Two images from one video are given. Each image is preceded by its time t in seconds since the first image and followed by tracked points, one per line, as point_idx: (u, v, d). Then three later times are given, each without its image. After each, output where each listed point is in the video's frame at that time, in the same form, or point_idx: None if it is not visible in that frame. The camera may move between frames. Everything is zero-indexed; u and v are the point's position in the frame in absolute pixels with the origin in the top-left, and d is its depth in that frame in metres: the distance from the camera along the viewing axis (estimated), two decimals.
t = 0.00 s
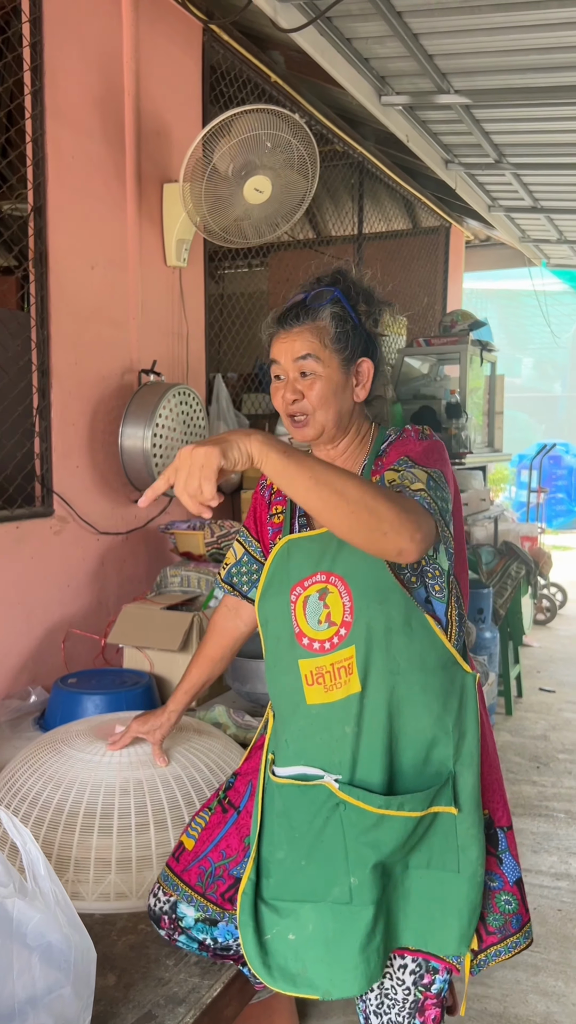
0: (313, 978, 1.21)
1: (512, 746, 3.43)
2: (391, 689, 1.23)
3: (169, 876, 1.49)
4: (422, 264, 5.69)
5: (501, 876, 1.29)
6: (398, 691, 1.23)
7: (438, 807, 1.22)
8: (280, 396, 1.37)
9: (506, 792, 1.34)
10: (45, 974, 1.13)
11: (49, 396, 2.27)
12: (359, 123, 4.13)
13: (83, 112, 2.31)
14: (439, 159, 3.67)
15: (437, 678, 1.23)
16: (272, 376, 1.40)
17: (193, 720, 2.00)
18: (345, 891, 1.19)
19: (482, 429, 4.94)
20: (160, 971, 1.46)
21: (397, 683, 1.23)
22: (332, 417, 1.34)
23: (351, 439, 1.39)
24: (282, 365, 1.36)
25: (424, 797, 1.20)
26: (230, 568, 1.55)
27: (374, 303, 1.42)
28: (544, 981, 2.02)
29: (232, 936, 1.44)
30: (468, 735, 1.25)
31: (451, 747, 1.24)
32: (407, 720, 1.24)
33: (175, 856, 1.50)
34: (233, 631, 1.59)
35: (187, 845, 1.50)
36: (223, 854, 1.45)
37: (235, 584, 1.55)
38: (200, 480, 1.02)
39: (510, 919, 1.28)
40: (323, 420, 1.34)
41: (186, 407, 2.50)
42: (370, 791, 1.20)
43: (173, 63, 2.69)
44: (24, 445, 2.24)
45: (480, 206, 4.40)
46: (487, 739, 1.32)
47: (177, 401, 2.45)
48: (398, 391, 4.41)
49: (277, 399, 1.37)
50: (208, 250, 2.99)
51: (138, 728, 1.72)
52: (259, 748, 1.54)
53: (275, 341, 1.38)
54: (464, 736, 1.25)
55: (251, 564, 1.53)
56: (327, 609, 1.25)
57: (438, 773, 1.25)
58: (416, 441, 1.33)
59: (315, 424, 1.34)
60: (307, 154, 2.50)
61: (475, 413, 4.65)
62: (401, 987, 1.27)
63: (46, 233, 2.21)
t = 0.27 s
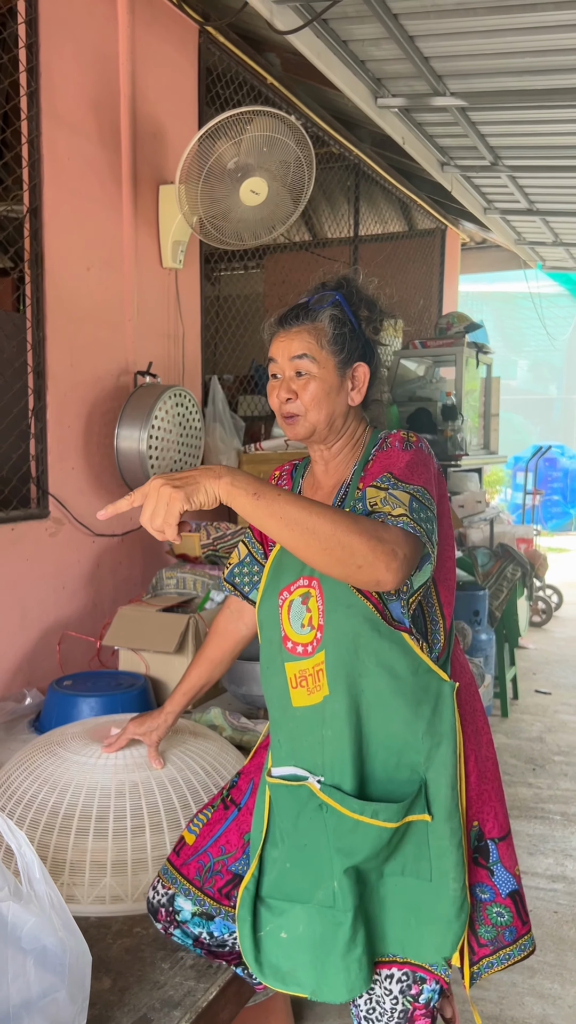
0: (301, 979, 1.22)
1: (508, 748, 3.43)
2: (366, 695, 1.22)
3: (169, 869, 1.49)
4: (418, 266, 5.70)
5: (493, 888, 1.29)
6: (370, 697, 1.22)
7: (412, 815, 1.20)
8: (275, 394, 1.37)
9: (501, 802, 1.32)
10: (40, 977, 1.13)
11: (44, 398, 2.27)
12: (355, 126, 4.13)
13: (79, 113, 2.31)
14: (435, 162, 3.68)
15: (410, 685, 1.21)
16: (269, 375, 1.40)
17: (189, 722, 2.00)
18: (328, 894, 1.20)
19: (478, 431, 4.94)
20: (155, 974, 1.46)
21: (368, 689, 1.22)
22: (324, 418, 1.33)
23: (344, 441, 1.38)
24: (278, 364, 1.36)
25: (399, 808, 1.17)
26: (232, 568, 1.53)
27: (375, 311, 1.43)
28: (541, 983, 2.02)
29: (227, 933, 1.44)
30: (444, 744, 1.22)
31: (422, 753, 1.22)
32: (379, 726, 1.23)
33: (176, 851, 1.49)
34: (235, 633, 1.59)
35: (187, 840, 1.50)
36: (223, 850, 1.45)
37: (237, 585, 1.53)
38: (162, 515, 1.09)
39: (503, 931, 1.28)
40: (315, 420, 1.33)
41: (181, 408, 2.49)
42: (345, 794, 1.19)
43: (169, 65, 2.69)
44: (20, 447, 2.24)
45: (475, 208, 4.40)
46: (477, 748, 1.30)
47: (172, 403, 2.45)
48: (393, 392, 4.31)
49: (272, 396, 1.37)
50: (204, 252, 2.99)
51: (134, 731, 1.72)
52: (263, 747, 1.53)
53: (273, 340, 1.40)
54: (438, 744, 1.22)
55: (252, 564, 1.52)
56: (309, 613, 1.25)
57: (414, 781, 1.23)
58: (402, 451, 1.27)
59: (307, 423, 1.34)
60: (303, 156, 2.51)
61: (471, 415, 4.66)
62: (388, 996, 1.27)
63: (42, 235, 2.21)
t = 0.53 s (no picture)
0: (303, 980, 1.21)
1: (505, 749, 3.43)
2: (371, 695, 1.22)
3: (166, 875, 1.48)
4: (415, 267, 5.70)
5: (497, 886, 1.28)
6: (378, 696, 1.22)
7: (419, 814, 1.21)
8: (273, 395, 1.36)
9: (502, 801, 1.33)
10: (38, 980, 1.12)
11: (42, 399, 2.26)
12: (353, 127, 4.13)
13: (77, 114, 2.31)
14: (433, 162, 3.68)
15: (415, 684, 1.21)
16: (267, 376, 1.40)
17: (187, 723, 2.00)
18: (332, 894, 1.19)
19: (475, 432, 4.94)
20: (154, 976, 1.45)
21: (375, 688, 1.22)
22: (323, 417, 1.33)
23: (343, 441, 1.38)
24: (277, 364, 1.36)
25: (406, 806, 1.18)
26: (227, 569, 1.52)
27: (373, 311, 1.44)
28: (539, 985, 2.02)
29: (227, 938, 1.43)
30: (450, 743, 1.23)
31: (429, 753, 1.23)
32: (386, 725, 1.23)
33: (173, 856, 1.48)
34: (232, 633, 1.59)
35: (185, 845, 1.48)
36: (221, 854, 1.45)
37: (233, 585, 1.53)
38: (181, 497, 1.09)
39: (510, 930, 1.27)
40: (315, 419, 1.33)
41: (179, 409, 2.49)
42: (351, 794, 1.19)
43: (167, 66, 2.69)
44: (17, 448, 2.24)
45: (473, 209, 4.41)
46: (477, 747, 1.31)
47: (169, 404, 2.45)
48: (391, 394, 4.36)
49: (270, 398, 1.37)
50: (202, 252, 2.98)
51: (131, 733, 1.71)
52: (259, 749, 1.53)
53: (271, 341, 1.39)
54: (445, 743, 1.23)
55: (248, 565, 1.51)
56: (312, 614, 1.25)
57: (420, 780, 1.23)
58: (407, 451, 1.27)
59: (307, 423, 1.33)
60: (301, 158, 2.52)
61: (468, 416, 4.66)
62: (387, 993, 1.28)
63: (39, 235, 2.21)
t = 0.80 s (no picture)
0: (309, 975, 1.22)
1: (504, 750, 3.43)
2: (376, 694, 1.22)
3: (164, 876, 1.47)
4: (414, 267, 5.70)
5: (492, 877, 1.29)
6: (384, 695, 1.22)
7: (425, 812, 1.21)
8: (274, 399, 1.36)
9: (498, 793, 1.33)
10: (36, 981, 1.12)
11: (41, 399, 2.26)
12: (352, 127, 4.13)
13: (75, 114, 2.31)
14: (432, 163, 3.68)
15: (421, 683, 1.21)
16: (265, 377, 1.39)
17: (185, 723, 2.00)
18: (338, 892, 1.20)
19: (474, 433, 4.94)
20: (152, 977, 1.45)
21: (382, 687, 1.22)
22: (325, 420, 1.33)
23: (343, 442, 1.38)
24: (277, 367, 1.35)
25: (413, 804, 1.18)
26: (221, 568, 1.51)
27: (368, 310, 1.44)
28: (537, 985, 2.02)
29: (227, 937, 1.42)
30: (455, 740, 1.23)
31: (435, 751, 1.23)
32: (391, 724, 1.23)
33: (171, 857, 1.48)
34: (227, 633, 1.59)
35: (182, 847, 1.48)
36: (220, 855, 1.44)
37: (227, 584, 1.52)
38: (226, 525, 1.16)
39: (502, 918, 1.28)
40: (317, 423, 1.33)
41: (178, 409, 2.49)
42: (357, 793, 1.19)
43: (166, 66, 2.69)
44: (16, 448, 2.24)
45: (472, 209, 4.41)
46: (476, 744, 1.31)
47: (169, 405, 2.45)
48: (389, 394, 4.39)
49: (271, 400, 1.36)
50: (200, 252, 2.98)
51: (129, 733, 1.70)
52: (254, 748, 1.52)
53: (268, 344, 1.38)
54: (450, 740, 1.23)
55: (242, 564, 1.50)
56: (315, 613, 1.25)
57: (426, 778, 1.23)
58: (416, 451, 1.30)
59: (308, 426, 1.33)
60: (300, 159, 2.53)
61: (467, 416, 4.66)
62: (392, 986, 1.28)
63: (38, 235, 2.21)
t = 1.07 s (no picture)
0: (312, 973, 1.22)
1: (504, 750, 3.43)
2: (375, 692, 1.22)
3: (165, 880, 1.47)
4: (414, 267, 5.70)
5: (485, 877, 1.29)
6: (382, 692, 1.22)
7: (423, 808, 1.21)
8: (274, 390, 1.37)
9: (495, 793, 1.33)
10: (37, 982, 1.12)
11: (40, 399, 2.26)
12: (352, 127, 4.13)
13: (75, 114, 2.30)
14: (431, 162, 3.68)
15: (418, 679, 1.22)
16: (267, 371, 1.41)
17: (185, 723, 1.99)
18: (338, 890, 1.20)
19: (473, 433, 4.94)
20: (152, 977, 1.45)
21: (380, 684, 1.22)
22: (325, 411, 1.33)
23: (344, 435, 1.37)
24: (278, 359, 1.37)
25: (412, 801, 1.18)
26: (221, 568, 1.52)
27: (376, 309, 1.44)
28: (537, 985, 2.02)
29: (230, 940, 1.43)
30: (453, 737, 1.23)
31: (433, 748, 1.23)
32: (390, 721, 1.23)
33: (171, 860, 1.48)
34: (227, 633, 1.58)
35: (182, 848, 1.48)
36: (220, 856, 1.44)
37: (227, 583, 1.53)
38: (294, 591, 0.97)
39: (494, 918, 1.29)
40: (316, 412, 1.33)
41: (178, 409, 2.49)
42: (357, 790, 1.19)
43: (165, 65, 2.68)
44: (15, 448, 2.24)
45: (471, 209, 4.40)
46: (473, 743, 1.32)
47: (168, 405, 2.44)
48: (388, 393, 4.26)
49: (271, 393, 1.37)
50: (200, 252, 2.98)
51: (130, 734, 1.70)
52: (251, 747, 1.52)
53: (273, 335, 1.41)
54: (448, 738, 1.23)
55: (242, 563, 1.51)
56: (314, 612, 1.24)
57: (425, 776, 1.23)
58: (424, 451, 1.28)
59: (307, 416, 1.34)
60: (299, 159, 2.52)
61: (466, 416, 4.66)
62: (386, 983, 1.28)
63: (38, 235, 2.21)
